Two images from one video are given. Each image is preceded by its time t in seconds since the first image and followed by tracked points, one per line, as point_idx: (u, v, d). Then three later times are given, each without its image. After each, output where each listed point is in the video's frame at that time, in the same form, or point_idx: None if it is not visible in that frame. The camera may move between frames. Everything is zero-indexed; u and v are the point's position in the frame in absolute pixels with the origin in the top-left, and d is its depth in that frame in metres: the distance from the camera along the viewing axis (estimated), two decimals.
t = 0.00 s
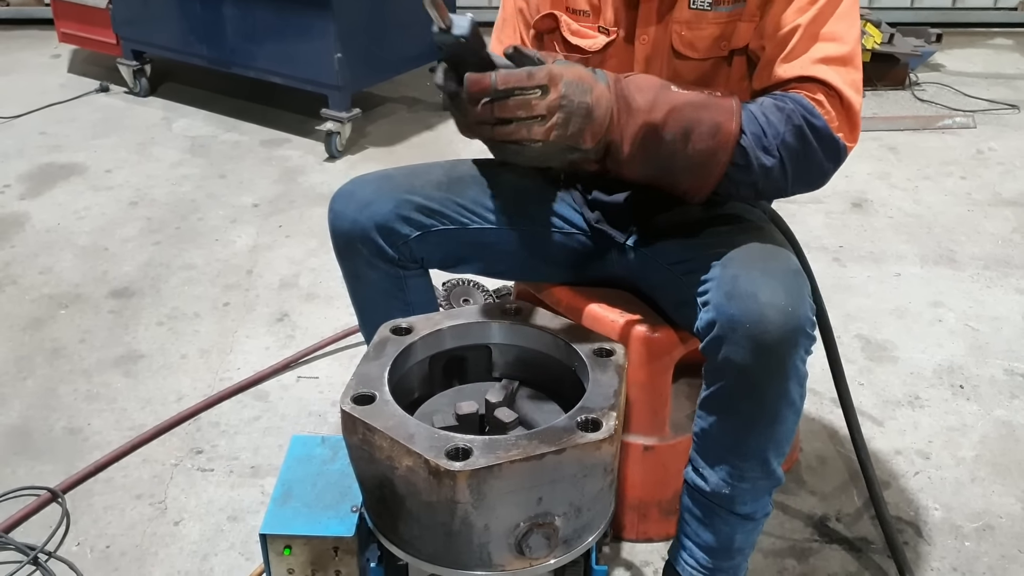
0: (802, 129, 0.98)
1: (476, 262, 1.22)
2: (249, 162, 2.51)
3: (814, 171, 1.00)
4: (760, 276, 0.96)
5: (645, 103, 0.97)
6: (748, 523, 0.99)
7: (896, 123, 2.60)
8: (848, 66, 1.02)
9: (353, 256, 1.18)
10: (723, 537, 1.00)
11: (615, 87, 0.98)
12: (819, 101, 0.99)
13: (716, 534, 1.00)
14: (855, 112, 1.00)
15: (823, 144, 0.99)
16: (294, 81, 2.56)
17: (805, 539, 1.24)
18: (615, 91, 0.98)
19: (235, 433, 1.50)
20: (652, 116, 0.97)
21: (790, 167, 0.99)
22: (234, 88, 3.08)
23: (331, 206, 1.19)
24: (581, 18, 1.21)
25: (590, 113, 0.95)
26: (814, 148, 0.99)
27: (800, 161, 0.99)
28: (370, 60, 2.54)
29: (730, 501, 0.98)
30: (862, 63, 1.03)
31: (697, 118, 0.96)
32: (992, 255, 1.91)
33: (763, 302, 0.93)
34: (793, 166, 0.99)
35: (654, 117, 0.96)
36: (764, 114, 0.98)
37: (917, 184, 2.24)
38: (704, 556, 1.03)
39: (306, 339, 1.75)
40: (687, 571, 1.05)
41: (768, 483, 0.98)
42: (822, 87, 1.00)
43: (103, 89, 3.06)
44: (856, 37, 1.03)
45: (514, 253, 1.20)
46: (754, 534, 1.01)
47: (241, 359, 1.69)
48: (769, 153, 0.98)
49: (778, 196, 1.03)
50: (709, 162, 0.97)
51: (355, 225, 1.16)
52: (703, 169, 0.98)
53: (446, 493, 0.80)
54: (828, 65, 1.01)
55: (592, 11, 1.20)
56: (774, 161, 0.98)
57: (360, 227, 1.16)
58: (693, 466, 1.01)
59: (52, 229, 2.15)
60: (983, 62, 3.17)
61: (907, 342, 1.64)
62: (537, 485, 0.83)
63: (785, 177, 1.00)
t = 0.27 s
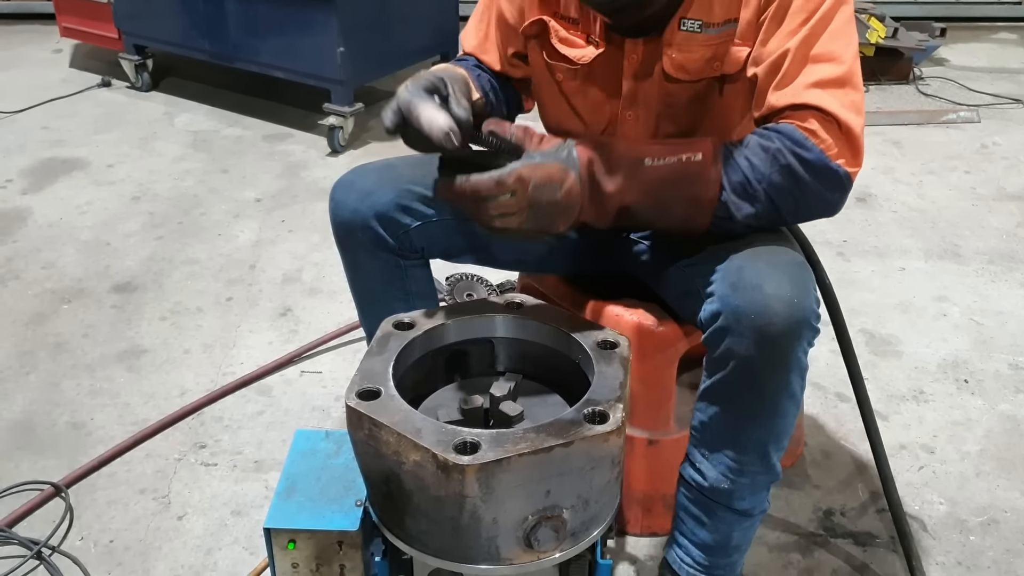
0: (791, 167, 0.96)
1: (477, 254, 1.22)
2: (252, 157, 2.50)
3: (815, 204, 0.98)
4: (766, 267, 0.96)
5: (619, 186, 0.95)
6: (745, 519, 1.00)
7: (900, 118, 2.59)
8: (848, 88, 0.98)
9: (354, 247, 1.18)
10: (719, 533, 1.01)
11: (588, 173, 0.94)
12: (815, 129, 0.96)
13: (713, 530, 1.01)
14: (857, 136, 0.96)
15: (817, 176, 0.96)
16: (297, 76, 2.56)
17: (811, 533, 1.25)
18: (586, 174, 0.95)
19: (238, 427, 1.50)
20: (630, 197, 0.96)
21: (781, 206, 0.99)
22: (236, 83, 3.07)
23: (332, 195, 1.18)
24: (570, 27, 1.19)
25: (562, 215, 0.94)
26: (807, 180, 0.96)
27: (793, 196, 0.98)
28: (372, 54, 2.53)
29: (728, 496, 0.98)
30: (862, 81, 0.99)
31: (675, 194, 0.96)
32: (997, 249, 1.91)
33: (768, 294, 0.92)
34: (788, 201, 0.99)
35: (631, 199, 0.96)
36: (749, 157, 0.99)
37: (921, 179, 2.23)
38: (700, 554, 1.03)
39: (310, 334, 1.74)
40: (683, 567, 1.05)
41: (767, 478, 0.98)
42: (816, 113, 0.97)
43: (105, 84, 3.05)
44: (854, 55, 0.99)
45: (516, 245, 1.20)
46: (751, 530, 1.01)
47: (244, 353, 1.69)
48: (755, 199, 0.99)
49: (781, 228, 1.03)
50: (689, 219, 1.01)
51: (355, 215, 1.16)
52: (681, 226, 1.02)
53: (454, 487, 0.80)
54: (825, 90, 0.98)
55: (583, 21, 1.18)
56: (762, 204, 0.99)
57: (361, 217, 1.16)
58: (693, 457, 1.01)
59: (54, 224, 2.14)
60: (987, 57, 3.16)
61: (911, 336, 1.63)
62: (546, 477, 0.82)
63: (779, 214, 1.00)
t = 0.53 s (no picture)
0: (758, 211, 0.93)
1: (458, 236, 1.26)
2: (251, 152, 2.49)
3: (793, 236, 0.94)
4: (761, 262, 0.94)
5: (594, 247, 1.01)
6: (748, 514, 0.97)
7: (904, 112, 2.57)
8: (819, 121, 0.92)
9: (337, 226, 1.25)
10: (722, 529, 0.98)
11: (565, 225, 1.00)
12: (783, 171, 0.91)
13: (714, 526, 0.98)
14: (831, 171, 0.90)
15: (788, 216, 0.92)
16: (297, 71, 2.54)
17: (817, 527, 1.23)
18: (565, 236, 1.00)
19: (238, 422, 1.49)
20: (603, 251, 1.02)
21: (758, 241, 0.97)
22: (236, 79, 3.06)
23: (317, 175, 1.26)
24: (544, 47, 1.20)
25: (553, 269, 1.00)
26: (776, 220, 0.93)
27: (767, 232, 0.95)
28: (372, 49, 2.52)
29: (730, 490, 0.96)
30: (836, 106, 0.92)
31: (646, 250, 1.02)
32: (1002, 243, 1.89)
33: (762, 288, 0.90)
34: (765, 236, 0.96)
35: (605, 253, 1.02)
36: (717, 196, 0.97)
37: (925, 172, 2.22)
38: (702, 549, 1.00)
39: (310, 329, 1.73)
40: (686, 561, 1.02)
41: (766, 472, 0.95)
42: (785, 152, 0.92)
43: (105, 80, 3.04)
44: (825, 82, 0.93)
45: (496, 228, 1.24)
46: (755, 525, 0.99)
47: (244, 348, 1.67)
48: (728, 234, 0.98)
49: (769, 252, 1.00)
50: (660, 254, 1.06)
51: (336, 194, 1.22)
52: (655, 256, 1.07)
53: (459, 480, 0.79)
54: (793, 127, 0.92)
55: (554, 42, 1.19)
56: (735, 239, 0.98)
57: (341, 197, 1.22)
58: (691, 453, 0.99)
59: (53, 219, 2.13)
60: (990, 51, 3.15)
61: (917, 330, 1.62)
62: (552, 469, 0.81)
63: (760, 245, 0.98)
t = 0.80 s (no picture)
0: (772, 203, 0.87)
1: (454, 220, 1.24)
2: (248, 140, 2.47)
3: (805, 228, 0.89)
4: (772, 242, 0.88)
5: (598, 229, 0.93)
6: (755, 498, 0.94)
7: (907, 100, 2.55)
8: (824, 111, 0.86)
9: (330, 207, 1.24)
10: (729, 514, 0.95)
11: (566, 219, 0.94)
12: (794, 161, 0.86)
13: (721, 510, 0.95)
14: (841, 165, 0.85)
15: (803, 208, 0.87)
16: (294, 58, 2.52)
17: (822, 513, 1.21)
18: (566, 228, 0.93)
19: (234, 409, 1.47)
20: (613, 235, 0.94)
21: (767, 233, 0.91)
22: (232, 68, 3.03)
23: (310, 155, 1.24)
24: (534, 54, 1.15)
25: (559, 266, 0.94)
26: (791, 212, 0.87)
27: (778, 225, 0.89)
28: (371, 36, 2.49)
29: (738, 475, 0.92)
30: (839, 97, 0.87)
31: (656, 224, 0.93)
32: (1007, 230, 1.87)
33: (774, 269, 0.85)
34: (774, 230, 0.90)
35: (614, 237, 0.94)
36: (725, 190, 0.89)
37: (929, 160, 2.20)
38: (708, 533, 0.97)
39: (307, 316, 1.71)
40: (690, 546, 0.99)
41: (776, 455, 0.91)
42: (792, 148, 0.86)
43: (100, 69, 3.01)
44: (825, 71, 0.87)
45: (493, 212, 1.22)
46: (762, 509, 0.96)
47: (240, 335, 1.65)
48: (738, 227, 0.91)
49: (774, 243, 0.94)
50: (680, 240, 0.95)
51: (329, 174, 1.20)
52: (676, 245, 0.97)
53: (463, 459, 0.77)
54: (796, 121, 0.86)
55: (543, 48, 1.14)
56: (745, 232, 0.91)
57: (334, 177, 1.20)
58: (696, 436, 0.94)
59: (48, 207, 2.11)
60: (993, 41, 3.13)
61: (922, 316, 1.60)
62: (557, 446, 0.79)
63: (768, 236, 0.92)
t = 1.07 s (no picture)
0: (786, 177, 0.85)
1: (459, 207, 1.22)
2: (246, 129, 2.44)
3: (821, 204, 0.86)
4: (785, 221, 0.86)
5: (602, 203, 0.89)
6: (761, 483, 0.92)
7: (911, 92, 2.53)
8: (835, 86, 0.84)
9: (332, 194, 1.22)
10: (734, 499, 0.93)
11: (568, 196, 0.90)
12: (807, 135, 0.83)
13: (726, 496, 0.93)
14: (856, 139, 0.83)
15: (819, 181, 0.84)
16: (293, 47, 2.50)
17: (828, 502, 1.20)
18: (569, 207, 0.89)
19: (231, 396, 1.45)
20: (619, 211, 0.89)
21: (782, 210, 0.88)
22: (231, 58, 3.01)
23: (311, 141, 1.21)
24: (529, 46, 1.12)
25: (561, 246, 0.89)
26: (807, 186, 0.85)
27: (793, 201, 0.87)
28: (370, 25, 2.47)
29: (744, 460, 0.90)
30: (849, 70, 0.85)
31: (664, 194, 0.88)
32: (1013, 220, 1.86)
33: (787, 248, 0.83)
34: (789, 206, 0.87)
35: (621, 213, 0.89)
36: (737, 168, 0.87)
37: (933, 151, 2.18)
38: (712, 519, 0.95)
39: (305, 303, 1.69)
40: (694, 534, 0.97)
41: (783, 439, 0.89)
42: (804, 126, 0.84)
43: (98, 58, 2.99)
44: (834, 45, 0.85)
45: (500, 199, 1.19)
46: (768, 495, 0.94)
47: (237, 322, 1.63)
48: (751, 207, 0.88)
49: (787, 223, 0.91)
50: (692, 219, 0.90)
51: (331, 160, 1.18)
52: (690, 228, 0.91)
53: (467, 438, 0.75)
54: (807, 97, 0.84)
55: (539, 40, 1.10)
56: (759, 211, 0.88)
57: (336, 163, 1.18)
58: (701, 420, 0.92)
59: (44, 194, 2.09)
60: (997, 33, 3.11)
61: (927, 306, 1.58)
62: (563, 426, 0.77)
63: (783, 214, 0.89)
